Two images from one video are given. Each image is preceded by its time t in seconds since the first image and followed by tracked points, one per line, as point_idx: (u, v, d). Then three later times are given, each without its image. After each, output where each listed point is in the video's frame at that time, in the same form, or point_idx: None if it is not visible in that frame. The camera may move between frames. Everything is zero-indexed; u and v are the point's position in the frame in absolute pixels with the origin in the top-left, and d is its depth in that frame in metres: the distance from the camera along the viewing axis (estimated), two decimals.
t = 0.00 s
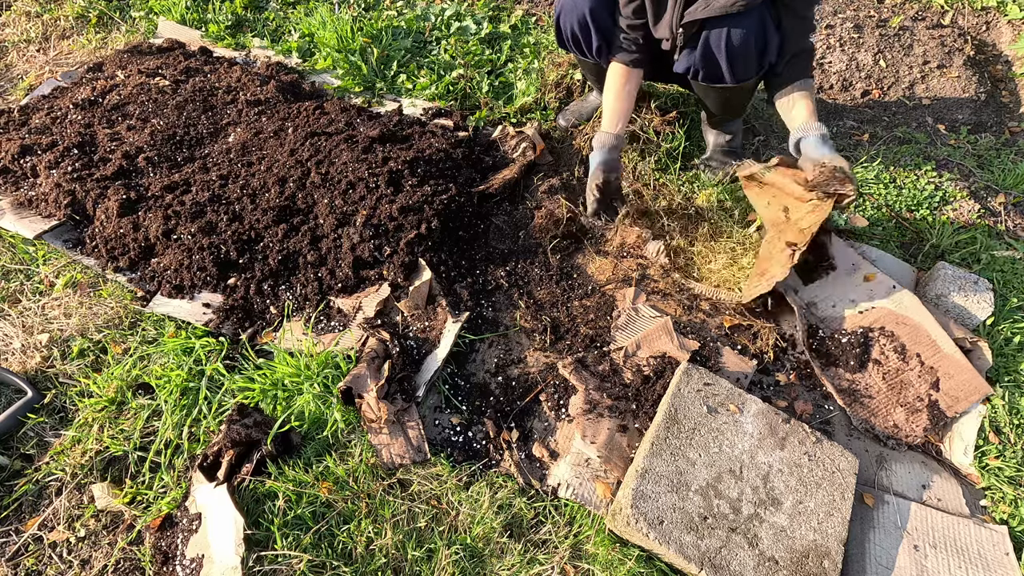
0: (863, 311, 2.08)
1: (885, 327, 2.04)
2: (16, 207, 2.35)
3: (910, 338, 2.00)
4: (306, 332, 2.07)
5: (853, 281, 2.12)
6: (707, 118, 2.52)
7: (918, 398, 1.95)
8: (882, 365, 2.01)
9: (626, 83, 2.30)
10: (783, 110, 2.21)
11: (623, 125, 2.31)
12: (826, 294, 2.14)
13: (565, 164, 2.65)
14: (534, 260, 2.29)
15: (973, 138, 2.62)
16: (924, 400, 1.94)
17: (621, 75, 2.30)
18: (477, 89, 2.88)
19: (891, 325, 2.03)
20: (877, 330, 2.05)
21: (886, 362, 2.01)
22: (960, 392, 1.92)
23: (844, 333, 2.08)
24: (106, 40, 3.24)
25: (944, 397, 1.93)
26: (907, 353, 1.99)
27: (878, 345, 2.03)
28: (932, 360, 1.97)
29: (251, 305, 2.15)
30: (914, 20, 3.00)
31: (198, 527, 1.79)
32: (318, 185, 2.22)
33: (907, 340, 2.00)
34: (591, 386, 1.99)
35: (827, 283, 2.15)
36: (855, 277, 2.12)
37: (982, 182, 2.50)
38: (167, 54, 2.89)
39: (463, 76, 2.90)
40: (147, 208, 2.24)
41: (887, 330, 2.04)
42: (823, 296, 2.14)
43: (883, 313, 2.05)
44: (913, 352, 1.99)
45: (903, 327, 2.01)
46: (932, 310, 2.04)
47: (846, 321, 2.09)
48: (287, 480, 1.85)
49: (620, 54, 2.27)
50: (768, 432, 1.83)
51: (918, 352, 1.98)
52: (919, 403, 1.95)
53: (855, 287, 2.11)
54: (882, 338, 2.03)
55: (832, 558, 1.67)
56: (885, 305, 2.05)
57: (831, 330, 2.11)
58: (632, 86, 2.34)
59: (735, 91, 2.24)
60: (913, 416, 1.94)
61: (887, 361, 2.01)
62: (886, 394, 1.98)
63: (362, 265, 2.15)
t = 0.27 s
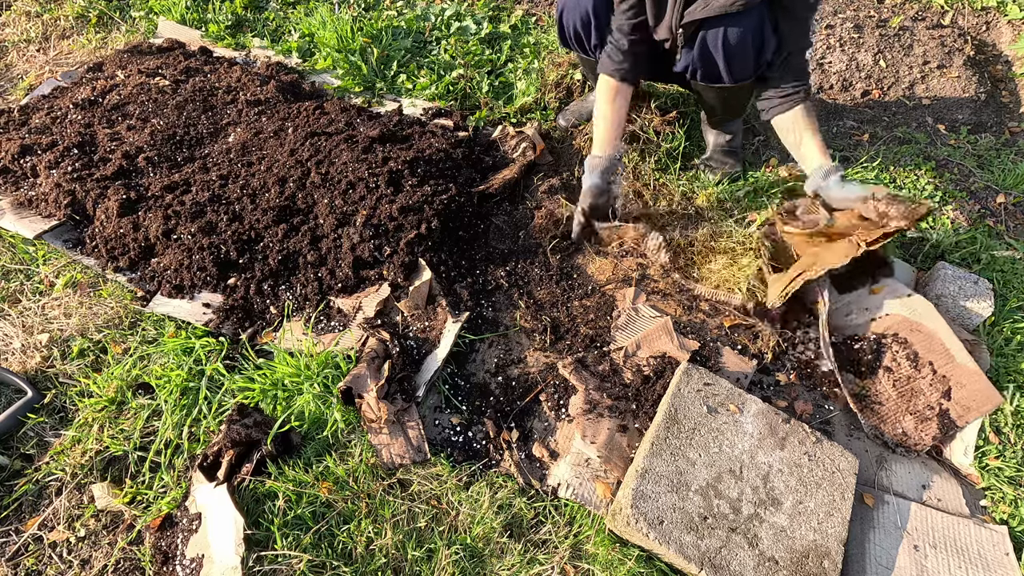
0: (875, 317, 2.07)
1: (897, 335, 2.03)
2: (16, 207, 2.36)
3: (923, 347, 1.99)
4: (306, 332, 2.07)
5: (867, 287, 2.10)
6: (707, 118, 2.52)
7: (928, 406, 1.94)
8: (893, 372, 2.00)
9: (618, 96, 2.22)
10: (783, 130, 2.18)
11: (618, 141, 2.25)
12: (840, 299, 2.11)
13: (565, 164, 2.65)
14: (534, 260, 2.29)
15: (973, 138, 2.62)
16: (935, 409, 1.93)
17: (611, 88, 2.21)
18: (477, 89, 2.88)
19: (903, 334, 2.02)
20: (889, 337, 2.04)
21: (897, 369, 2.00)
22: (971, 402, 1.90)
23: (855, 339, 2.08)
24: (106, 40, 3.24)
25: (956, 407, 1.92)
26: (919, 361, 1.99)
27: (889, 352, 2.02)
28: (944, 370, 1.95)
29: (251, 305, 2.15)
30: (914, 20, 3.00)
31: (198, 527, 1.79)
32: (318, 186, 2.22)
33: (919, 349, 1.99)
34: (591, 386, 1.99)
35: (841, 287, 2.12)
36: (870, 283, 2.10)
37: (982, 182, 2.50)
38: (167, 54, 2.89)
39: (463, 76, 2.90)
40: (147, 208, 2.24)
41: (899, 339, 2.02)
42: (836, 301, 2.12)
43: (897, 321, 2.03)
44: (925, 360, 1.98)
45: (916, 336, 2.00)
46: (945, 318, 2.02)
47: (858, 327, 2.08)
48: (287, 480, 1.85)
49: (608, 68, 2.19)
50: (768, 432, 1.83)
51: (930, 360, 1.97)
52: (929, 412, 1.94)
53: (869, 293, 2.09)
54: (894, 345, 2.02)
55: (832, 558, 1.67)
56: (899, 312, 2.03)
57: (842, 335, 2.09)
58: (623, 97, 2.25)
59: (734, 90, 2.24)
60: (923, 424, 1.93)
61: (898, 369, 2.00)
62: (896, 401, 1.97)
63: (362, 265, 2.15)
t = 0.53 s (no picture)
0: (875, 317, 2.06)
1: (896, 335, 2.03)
2: (16, 207, 2.36)
3: (923, 347, 1.99)
4: (306, 332, 2.07)
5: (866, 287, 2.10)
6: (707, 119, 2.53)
7: (929, 406, 1.94)
8: (893, 373, 2.00)
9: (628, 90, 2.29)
10: (772, 130, 2.13)
11: (628, 134, 2.28)
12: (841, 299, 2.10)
13: (565, 164, 2.66)
14: (534, 260, 2.29)
15: (973, 138, 2.62)
16: (935, 408, 1.93)
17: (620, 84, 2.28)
18: (477, 89, 2.88)
19: (903, 333, 2.02)
20: (889, 337, 2.03)
21: (898, 369, 2.00)
22: (972, 401, 1.91)
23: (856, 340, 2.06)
24: (106, 40, 3.24)
25: (955, 406, 1.92)
26: (919, 360, 1.99)
27: (890, 352, 2.02)
28: (944, 369, 1.96)
29: (251, 305, 2.15)
30: (914, 20, 3.00)
31: (198, 527, 1.79)
32: (318, 186, 2.22)
33: (919, 349, 1.99)
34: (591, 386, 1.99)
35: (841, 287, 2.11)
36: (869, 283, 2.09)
37: (982, 182, 2.50)
38: (167, 54, 2.89)
39: (463, 76, 2.90)
40: (147, 208, 2.24)
41: (898, 338, 2.02)
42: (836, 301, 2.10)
43: (896, 320, 2.03)
44: (925, 360, 1.98)
45: (915, 335, 2.00)
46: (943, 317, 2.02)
47: (858, 327, 2.07)
48: (287, 480, 1.85)
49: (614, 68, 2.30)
50: (768, 432, 1.83)
51: (930, 360, 1.97)
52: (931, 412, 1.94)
53: (868, 293, 2.09)
54: (894, 345, 2.02)
55: (832, 558, 1.67)
56: (899, 312, 2.04)
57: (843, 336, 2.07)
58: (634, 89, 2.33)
59: (735, 90, 2.25)
60: (924, 424, 1.93)
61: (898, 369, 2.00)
62: (896, 401, 1.97)
63: (362, 265, 2.15)
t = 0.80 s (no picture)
0: (875, 317, 2.06)
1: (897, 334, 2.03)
2: (16, 207, 2.36)
3: (923, 347, 1.99)
4: (306, 332, 2.07)
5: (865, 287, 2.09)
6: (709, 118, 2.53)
7: (929, 406, 1.94)
8: (893, 373, 2.00)
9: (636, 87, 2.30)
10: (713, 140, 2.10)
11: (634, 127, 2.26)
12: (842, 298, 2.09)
13: (565, 164, 2.66)
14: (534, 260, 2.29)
15: (973, 138, 2.62)
16: (935, 409, 1.93)
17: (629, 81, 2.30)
18: (477, 89, 2.88)
19: (903, 334, 2.02)
20: (889, 337, 2.03)
21: (898, 370, 2.00)
22: (972, 401, 1.91)
23: (856, 340, 2.06)
24: (106, 40, 3.24)
25: (956, 407, 1.92)
26: (919, 361, 1.99)
27: (890, 352, 2.02)
28: (944, 370, 1.96)
29: (251, 305, 2.15)
30: (914, 20, 3.00)
31: (198, 527, 1.79)
32: (318, 186, 2.22)
33: (919, 350, 1.99)
34: (591, 386, 1.99)
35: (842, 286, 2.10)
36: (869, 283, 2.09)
37: (982, 182, 2.50)
38: (167, 54, 2.89)
39: (463, 76, 2.90)
40: (147, 208, 2.24)
41: (899, 339, 2.02)
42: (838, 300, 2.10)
43: (897, 320, 2.03)
44: (925, 361, 1.98)
45: (916, 335, 2.00)
46: (942, 317, 2.03)
47: (858, 327, 2.06)
48: (287, 480, 1.85)
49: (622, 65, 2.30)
50: (768, 432, 1.83)
51: (930, 360, 1.97)
52: (931, 412, 1.94)
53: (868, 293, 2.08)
54: (894, 345, 2.02)
55: (832, 558, 1.67)
56: (899, 312, 2.03)
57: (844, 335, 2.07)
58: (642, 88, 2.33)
59: (731, 91, 2.30)
60: (924, 424, 1.93)
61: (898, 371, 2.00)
62: (896, 401, 1.97)
63: (362, 265, 2.15)
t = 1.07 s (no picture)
0: (875, 317, 2.05)
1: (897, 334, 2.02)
2: (16, 207, 2.36)
3: (923, 347, 1.99)
4: (306, 332, 2.07)
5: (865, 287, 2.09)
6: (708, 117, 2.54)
7: (929, 406, 1.94)
8: (893, 373, 2.00)
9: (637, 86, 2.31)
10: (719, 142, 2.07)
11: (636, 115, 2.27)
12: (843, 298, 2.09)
13: (565, 165, 2.66)
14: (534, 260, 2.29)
15: (973, 138, 2.62)
16: (935, 409, 1.93)
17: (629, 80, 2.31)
18: (477, 89, 2.88)
19: (903, 334, 2.02)
20: (889, 337, 2.03)
21: (898, 370, 2.00)
22: (972, 401, 1.91)
23: (857, 340, 2.06)
24: (106, 40, 3.24)
25: (956, 407, 1.92)
26: (919, 361, 1.98)
27: (890, 352, 2.02)
28: (944, 370, 1.96)
29: (251, 305, 2.15)
30: (914, 20, 3.00)
31: (198, 527, 1.79)
32: (318, 186, 2.22)
33: (919, 350, 1.99)
34: (591, 386, 1.99)
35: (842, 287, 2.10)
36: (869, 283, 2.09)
37: (982, 182, 2.49)
38: (167, 54, 2.89)
39: (463, 76, 2.90)
40: (147, 208, 2.24)
41: (899, 339, 2.02)
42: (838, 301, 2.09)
43: (897, 321, 2.03)
44: (925, 361, 1.98)
45: (916, 335, 2.00)
46: (942, 317, 2.03)
47: (859, 327, 2.06)
48: (287, 480, 1.85)
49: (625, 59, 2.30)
50: (768, 432, 1.83)
51: (930, 360, 1.97)
52: (931, 412, 1.94)
53: (868, 293, 2.08)
54: (894, 345, 2.02)
55: (832, 558, 1.67)
56: (899, 312, 2.03)
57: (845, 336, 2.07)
58: (642, 88, 2.34)
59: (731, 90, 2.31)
60: (924, 424, 1.93)
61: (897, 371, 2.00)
62: (896, 401, 1.97)
63: (362, 265, 2.15)
